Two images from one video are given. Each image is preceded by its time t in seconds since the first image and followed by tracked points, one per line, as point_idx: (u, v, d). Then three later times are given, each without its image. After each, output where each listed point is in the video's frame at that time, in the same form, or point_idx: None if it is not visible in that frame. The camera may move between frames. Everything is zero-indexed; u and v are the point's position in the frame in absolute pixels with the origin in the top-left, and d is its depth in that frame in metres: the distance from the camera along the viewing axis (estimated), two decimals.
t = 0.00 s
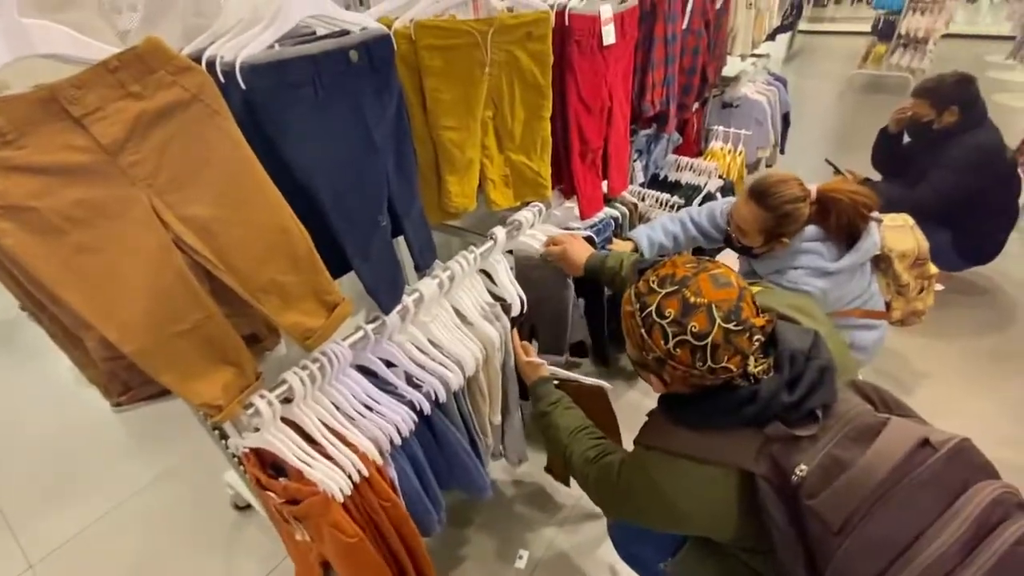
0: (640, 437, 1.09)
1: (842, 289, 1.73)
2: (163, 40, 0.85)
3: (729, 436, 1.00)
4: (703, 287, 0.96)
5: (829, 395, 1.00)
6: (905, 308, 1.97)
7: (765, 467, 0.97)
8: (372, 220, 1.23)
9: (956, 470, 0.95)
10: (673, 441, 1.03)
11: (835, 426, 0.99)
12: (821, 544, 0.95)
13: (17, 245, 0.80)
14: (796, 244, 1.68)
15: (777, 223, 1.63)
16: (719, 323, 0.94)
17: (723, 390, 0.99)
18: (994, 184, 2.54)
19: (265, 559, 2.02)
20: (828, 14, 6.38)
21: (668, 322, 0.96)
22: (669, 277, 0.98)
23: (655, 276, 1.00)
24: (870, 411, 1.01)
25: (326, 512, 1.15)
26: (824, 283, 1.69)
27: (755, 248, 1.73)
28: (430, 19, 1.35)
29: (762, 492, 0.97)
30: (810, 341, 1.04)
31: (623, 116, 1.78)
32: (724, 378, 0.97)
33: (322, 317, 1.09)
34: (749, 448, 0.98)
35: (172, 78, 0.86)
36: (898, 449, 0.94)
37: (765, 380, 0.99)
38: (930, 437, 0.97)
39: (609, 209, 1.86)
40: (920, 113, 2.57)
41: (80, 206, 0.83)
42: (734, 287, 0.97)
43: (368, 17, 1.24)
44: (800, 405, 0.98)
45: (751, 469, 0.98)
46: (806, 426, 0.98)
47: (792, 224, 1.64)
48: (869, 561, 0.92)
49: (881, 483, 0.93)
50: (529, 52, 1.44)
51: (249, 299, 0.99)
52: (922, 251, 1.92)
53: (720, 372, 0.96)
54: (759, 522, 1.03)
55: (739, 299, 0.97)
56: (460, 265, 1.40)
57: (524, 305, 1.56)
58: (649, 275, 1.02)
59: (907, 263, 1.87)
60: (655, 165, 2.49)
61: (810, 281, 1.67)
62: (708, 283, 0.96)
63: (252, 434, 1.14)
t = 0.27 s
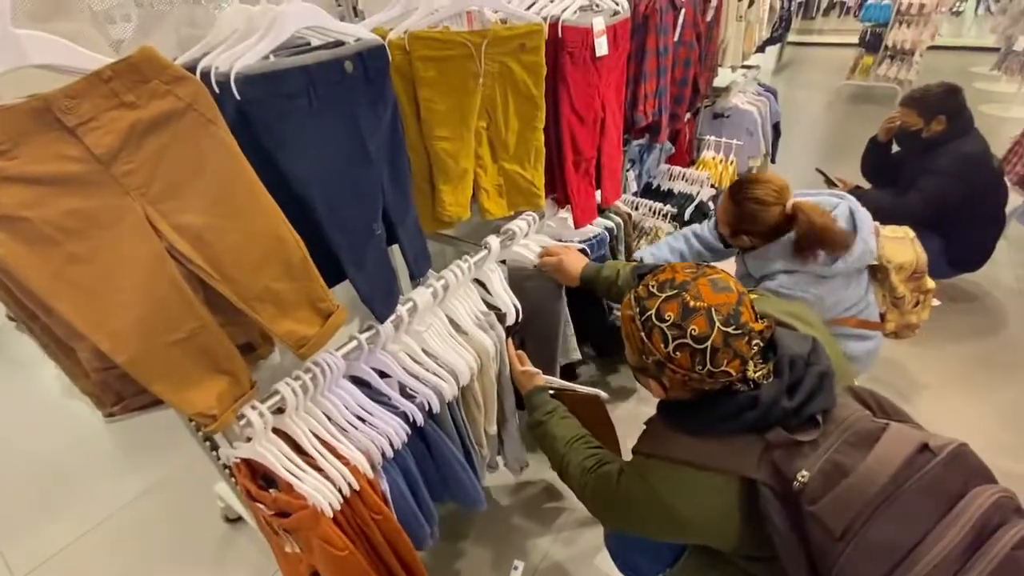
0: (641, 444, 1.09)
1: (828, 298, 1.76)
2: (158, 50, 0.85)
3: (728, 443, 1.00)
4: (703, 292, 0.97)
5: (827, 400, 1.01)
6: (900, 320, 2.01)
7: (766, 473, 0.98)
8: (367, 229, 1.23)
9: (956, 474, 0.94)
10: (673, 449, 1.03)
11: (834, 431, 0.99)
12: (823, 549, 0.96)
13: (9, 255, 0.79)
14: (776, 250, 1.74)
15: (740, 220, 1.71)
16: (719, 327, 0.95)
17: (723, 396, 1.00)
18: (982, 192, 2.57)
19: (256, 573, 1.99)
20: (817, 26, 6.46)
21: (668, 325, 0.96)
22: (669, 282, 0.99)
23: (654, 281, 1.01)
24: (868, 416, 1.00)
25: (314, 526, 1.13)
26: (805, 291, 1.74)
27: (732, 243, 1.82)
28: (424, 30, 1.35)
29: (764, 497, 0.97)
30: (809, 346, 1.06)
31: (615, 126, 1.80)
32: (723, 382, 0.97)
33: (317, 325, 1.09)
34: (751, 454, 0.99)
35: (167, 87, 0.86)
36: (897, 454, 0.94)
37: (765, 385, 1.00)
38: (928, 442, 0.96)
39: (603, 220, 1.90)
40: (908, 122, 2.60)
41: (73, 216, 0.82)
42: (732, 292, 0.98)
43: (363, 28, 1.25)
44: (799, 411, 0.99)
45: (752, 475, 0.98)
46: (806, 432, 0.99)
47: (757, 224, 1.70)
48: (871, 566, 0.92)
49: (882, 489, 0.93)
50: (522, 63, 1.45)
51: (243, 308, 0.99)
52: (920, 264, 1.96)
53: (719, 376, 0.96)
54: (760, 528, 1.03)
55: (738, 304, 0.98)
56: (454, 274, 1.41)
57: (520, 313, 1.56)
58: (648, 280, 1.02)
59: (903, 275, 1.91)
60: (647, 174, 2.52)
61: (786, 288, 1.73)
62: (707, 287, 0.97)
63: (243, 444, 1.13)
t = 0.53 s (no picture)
0: (643, 443, 1.09)
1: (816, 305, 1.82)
2: (158, 49, 0.85)
3: (731, 441, 1.00)
4: (706, 291, 0.97)
5: (831, 400, 1.01)
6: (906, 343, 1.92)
7: (769, 472, 0.98)
8: (367, 229, 1.23)
9: (957, 474, 0.94)
10: (675, 447, 1.03)
11: (837, 431, 0.99)
12: (826, 548, 0.96)
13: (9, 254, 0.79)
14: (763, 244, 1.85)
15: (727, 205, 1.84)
16: (723, 326, 0.95)
17: (727, 396, 1.00)
18: (980, 192, 2.57)
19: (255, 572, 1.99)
20: (814, 27, 6.46)
21: (673, 325, 0.96)
22: (673, 281, 0.99)
23: (658, 281, 1.01)
24: (870, 416, 1.01)
25: (316, 524, 1.13)
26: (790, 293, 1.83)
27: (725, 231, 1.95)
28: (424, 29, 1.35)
29: (767, 497, 0.97)
30: (812, 346, 1.06)
31: (614, 125, 1.80)
32: (727, 380, 0.98)
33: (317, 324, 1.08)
34: (754, 453, 0.99)
35: (167, 86, 0.86)
36: (900, 454, 0.94)
37: (768, 384, 1.00)
38: (931, 442, 0.96)
39: (603, 219, 1.91)
40: (905, 122, 2.60)
41: (73, 215, 0.82)
42: (735, 291, 0.99)
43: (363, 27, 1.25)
44: (802, 410, 0.99)
45: (755, 475, 0.98)
46: (811, 431, 0.99)
47: (740, 211, 1.82)
48: (873, 565, 0.93)
49: (885, 489, 0.93)
50: (522, 63, 1.45)
51: (243, 307, 0.99)
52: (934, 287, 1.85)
53: (723, 375, 0.96)
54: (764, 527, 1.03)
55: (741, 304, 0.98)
56: (453, 274, 1.41)
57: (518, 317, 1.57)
58: (651, 280, 1.02)
59: (908, 295, 1.83)
60: (646, 174, 2.52)
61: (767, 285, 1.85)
62: (710, 286, 0.98)
63: (244, 443, 1.13)
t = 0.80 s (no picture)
0: (646, 445, 1.09)
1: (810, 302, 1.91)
2: (158, 50, 0.85)
3: (737, 443, 1.00)
4: (711, 292, 0.97)
5: (837, 400, 1.01)
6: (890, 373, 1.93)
7: (775, 474, 0.98)
8: (367, 229, 1.23)
9: (962, 477, 0.94)
10: (680, 449, 1.03)
11: (843, 432, 0.99)
12: (832, 551, 0.96)
13: (8, 254, 0.79)
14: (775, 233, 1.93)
15: (750, 183, 1.82)
16: (728, 327, 0.94)
17: (732, 399, 1.00)
18: (980, 191, 2.57)
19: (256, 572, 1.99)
20: (814, 25, 6.45)
21: (678, 327, 0.96)
22: (677, 282, 0.99)
23: (661, 281, 1.01)
24: (875, 417, 1.00)
25: (316, 523, 1.13)
26: (787, 288, 1.93)
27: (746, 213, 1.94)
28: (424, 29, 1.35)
29: (773, 500, 0.97)
30: (816, 347, 1.07)
31: (614, 125, 1.80)
32: (732, 382, 0.98)
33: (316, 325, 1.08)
34: (759, 455, 0.99)
35: (166, 87, 0.86)
36: (907, 456, 0.95)
37: (774, 385, 1.00)
38: (937, 444, 0.96)
39: (603, 219, 1.90)
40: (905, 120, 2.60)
41: (72, 216, 0.82)
42: (739, 292, 0.99)
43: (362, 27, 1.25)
44: (808, 411, 0.99)
45: (761, 476, 0.98)
46: (818, 432, 0.98)
47: (763, 189, 1.79)
48: (879, 568, 0.93)
49: (892, 491, 0.94)
50: (522, 62, 1.45)
51: (242, 308, 0.99)
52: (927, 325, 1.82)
53: (728, 376, 0.96)
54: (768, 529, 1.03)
55: (745, 304, 0.98)
56: (453, 274, 1.43)
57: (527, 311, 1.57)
58: (655, 281, 1.02)
59: (897, 326, 1.84)
60: (646, 173, 2.53)
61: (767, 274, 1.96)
62: (714, 287, 0.97)
63: (245, 442, 1.14)
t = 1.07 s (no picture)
0: (648, 445, 1.10)
1: (835, 280, 1.81)
2: (158, 50, 0.85)
3: (740, 443, 1.01)
4: (713, 294, 0.97)
5: (839, 401, 1.01)
6: (910, 358, 1.93)
7: (777, 474, 0.98)
8: (368, 229, 1.24)
9: (964, 477, 0.95)
10: (682, 449, 1.04)
11: (846, 433, 0.99)
12: (834, 551, 0.96)
13: (8, 256, 0.79)
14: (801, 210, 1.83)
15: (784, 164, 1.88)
16: (730, 329, 0.95)
17: (735, 398, 1.00)
18: (979, 189, 2.57)
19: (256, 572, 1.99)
20: (814, 24, 6.45)
21: (681, 330, 0.96)
22: (679, 283, 0.99)
23: (663, 282, 1.01)
24: (878, 418, 1.00)
25: (317, 523, 1.13)
26: (817, 264, 1.80)
27: (774, 200, 1.98)
28: (423, 29, 1.35)
29: (775, 500, 0.97)
30: (819, 347, 1.07)
31: (614, 124, 1.80)
32: (735, 383, 0.98)
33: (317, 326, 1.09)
34: (761, 454, 0.99)
35: (166, 88, 0.86)
36: (910, 456, 0.95)
37: (776, 385, 1.00)
38: (939, 444, 0.97)
39: (602, 220, 1.90)
40: (904, 119, 2.60)
41: (72, 217, 0.82)
42: (741, 293, 0.99)
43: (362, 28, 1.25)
44: (811, 411, 0.99)
45: (763, 476, 0.98)
46: (819, 432, 0.99)
47: (797, 170, 1.85)
48: (882, 568, 0.93)
49: (894, 491, 0.94)
50: (521, 62, 1.45)
51: (242, 308, 0.99)
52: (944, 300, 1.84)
53: (731, 377, 0.96)
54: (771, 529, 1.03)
55: (748, 305, 0.98)
56: (454, 274, 1.44)
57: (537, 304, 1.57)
58: (656, 282, 1.02)
59: (919, 304, 1.84)
60: (645, 172, 2.53)
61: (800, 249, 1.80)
62: (717, 289, 0.97)
63: (247, 442, 1.14)
